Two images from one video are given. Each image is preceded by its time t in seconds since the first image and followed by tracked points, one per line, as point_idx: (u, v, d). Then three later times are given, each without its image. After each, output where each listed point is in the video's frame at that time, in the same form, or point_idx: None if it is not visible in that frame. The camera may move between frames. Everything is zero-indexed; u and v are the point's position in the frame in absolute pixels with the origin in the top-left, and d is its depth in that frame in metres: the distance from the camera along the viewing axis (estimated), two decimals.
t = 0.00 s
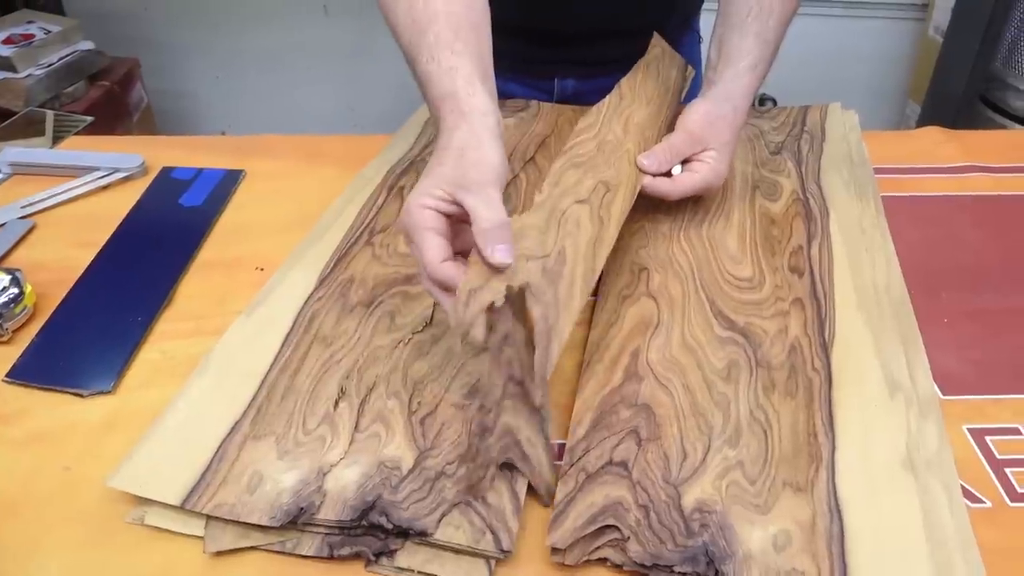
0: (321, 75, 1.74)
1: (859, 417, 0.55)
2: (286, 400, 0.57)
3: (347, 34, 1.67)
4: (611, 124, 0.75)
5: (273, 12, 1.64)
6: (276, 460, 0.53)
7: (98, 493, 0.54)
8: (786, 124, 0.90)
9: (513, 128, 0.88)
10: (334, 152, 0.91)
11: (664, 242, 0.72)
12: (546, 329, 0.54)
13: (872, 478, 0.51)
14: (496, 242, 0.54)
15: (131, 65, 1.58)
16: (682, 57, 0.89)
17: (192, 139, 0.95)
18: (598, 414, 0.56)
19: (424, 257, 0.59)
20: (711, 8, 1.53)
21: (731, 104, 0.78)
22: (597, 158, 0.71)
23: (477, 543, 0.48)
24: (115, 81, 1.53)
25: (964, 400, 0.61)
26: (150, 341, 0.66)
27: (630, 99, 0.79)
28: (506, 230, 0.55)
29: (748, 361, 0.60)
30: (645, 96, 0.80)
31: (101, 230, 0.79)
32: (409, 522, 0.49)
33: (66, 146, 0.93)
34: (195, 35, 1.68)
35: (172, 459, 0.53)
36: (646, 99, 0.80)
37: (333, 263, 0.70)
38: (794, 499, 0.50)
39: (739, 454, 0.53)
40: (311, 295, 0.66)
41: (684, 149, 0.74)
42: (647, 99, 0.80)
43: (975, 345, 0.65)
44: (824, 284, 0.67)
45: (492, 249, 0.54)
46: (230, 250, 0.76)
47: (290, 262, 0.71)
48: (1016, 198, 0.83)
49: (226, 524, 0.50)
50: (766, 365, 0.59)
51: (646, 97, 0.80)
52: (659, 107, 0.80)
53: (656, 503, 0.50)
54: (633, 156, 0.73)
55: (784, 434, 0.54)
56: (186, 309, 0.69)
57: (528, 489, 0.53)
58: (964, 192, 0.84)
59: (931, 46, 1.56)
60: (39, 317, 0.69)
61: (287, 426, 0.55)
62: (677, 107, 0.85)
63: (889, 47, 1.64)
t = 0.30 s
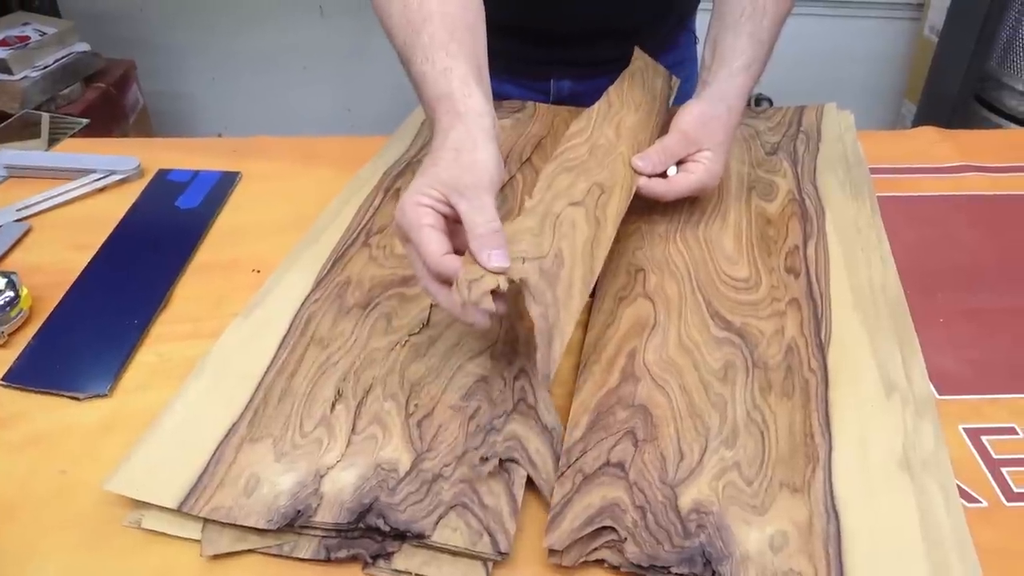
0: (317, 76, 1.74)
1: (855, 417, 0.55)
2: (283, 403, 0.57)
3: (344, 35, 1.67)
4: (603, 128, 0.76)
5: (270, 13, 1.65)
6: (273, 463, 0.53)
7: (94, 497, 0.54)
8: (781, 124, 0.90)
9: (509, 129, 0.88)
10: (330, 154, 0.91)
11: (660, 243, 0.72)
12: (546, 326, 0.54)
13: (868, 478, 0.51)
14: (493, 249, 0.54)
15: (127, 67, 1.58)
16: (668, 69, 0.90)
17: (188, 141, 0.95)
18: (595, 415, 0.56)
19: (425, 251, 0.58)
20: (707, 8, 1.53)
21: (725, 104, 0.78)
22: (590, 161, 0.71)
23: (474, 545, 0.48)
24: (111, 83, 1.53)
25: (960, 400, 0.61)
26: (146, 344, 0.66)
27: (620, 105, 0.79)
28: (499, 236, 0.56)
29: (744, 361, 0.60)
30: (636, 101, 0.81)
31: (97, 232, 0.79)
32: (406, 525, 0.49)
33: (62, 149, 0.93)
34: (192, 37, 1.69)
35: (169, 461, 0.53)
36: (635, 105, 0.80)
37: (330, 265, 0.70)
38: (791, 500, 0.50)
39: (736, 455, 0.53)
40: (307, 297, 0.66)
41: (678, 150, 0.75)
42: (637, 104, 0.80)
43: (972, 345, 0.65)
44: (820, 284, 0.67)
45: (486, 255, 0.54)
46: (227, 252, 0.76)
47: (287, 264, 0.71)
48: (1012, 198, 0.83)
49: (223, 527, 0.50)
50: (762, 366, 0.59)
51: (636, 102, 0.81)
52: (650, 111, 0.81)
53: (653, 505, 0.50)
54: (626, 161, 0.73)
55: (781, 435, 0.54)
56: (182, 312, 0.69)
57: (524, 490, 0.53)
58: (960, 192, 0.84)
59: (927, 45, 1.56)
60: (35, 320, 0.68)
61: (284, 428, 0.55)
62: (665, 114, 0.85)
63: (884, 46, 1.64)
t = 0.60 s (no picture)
0: (314, 80, 1.74)
1: (855, 417, 0.55)
2: (283, 407, 0.57)
3: (342, 39, 1.67)
4: (597, 134, 0.75)
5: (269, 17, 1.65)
6: (274, 467, 0.53)
7: (95, 502, 0.54)
8: (779, 125, 0.90)
9: (507, 132, 0.88)
10: (329, 158, 0.91)
11: (659, 244, 0.72)
12: (546, 328, 0.55)
13: (868, 478, 0.51)
14: (486, 252, 0.54)
15: (124, 71, 1.58)
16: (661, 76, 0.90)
17: (186, 146, 0.95)
18: (595, 417, 0.56)
19: (421, 253, 0.58)
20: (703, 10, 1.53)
21: (720, 105, 0.78)
22: (585, 166, 0.71)
23: (475, 548, 0.48)
24: (109, 88, 1.53)
25: (959, 400, 0.61)
26: (146, 349, 0.66)
27: (614, 110, 0.79)
28: (493, 240, 0.56)
29: (744, 362, 0.60)
30: (631, 106, 0.81)
31: (96, 237, 0.79)
32: (407, 528, 0.49)
33: (60, 154, 0.93)
34: (190, 41, 1.69)
35: (168, 467, 0.53)
36: (630, 111, 0.80)
37: (329, 268, 0.70)
38: (791, 501, 0.50)
39: (736, 456, 0.53)
40: (307, 301, 0.66)
41: (674, 152, 0.75)
42: (632, 110, 0.80)
43: (970, 345, 0.66)
44: (819, 284, 0.67)
45: (477, 257, 0.54)
46: (226, 256, 0.76)
47: (286, 269, 0.71)
48: (1009, 197, 0.83)
49: (224, 532, 0.50)
50: (762, 367, 0.60)
51: (631, 107, 0.81)
52: (645, 117, 0.81)
53: (654, 507, 0.50)
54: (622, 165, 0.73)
55: (781, 435, 0.54)
56: (182, 316, 0.69)
57: (525, 492, 0.53)
58: (957, 192, 0.84)
59: (923, 45, 1.57)
60: (34, 326, 0.68)
61: (284, 433, 0.55)
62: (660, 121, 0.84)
63: (880, 47, 1.65)
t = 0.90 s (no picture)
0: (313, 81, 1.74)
1: (856, 414, 0.55)
2: (284, 408, 0.57)
3: (339, 40, 1.67)
4: (584, 141, 0.76)
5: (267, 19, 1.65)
6: (276, 467, 0.53)
7: (97, 505, 0.54)
8: (779, 121, 0.90)
9: (505, 131, 0.88)
10: (328, 158, 0.91)
11: (659, 241, 0.72)
12: (528, 340, 0.56)
13: (870, 474, 0.51)
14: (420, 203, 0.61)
15: (122, 73, 1.58)
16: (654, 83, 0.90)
17: (185, 146, 0.95)
18: (597, 417, 0.56)
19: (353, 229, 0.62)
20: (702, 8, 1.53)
21: (710, 102, 0.79)
22: (571, 175, 0.71)
23: (478, 547, 0.48)
24: (106, 90, 1.53)
25: (960, 395, 0.61)
26: (146, 351, 0.66)
27: (603, 118, 0.80)
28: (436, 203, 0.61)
29: (745, 359, 0.60)
30: (620, 112, 0.81)
31: (96, 239, 0.79)
32: (409, 528, 0.49)
33: (59, 156, 0.93)
34: (186, 42, 1.69)
35: (169, 468, 0.53)
36: (619, 117, 0.80)
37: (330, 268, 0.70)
38: (794, 499, 0.50)
39: (738, 455, 0.53)
40: (307, 302, 0.66)
41: (666, 151, 0.75)
42: (621, 116, 0.80)
43: (971, 340, 0.66)
44: (819, 280, 0.67)
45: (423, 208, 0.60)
46: (226, 257, 0.76)
47: (287, 269, 0.71)
48: (1008, 192, 0.83)
49: (227, 533, 0.50)
50: (763, 364, 0.60)
51: (621, 113, 0.81)
52: (637, 121, 0.81)
53: (656, 506, 0.50)
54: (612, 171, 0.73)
55: (782, 433, 0.54)
56: (182, 318, 0.69)
57: (527, 491, 0.53)
58: (956, 187, 0.84)
59: (921, 42, 1.57)
60: (35, 328, 0.68)
61: (286, 433, 0.55)
62: (655, 120, 0.84)
63: (879, 43, 1.65)
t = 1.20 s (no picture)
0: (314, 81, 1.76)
1: (855, 415, 0.56)
2: (284, 410, 0.57)
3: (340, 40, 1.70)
4: (571, 172, 0.78)
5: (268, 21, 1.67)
6: (277, 470, 0.53)
7: (98, 507, 0.54)
8: (776, 122, 0.90)
9: (504, 133, 0.88)
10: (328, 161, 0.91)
11: (658, 243, 0.72)
12: (520, 404, 0.56)
13: (870, 474, 0.51)
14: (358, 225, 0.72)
15: (120, 75, 1.58)
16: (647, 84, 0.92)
17: (184, 149, 0.95)
18: (596, 418, 0.56)
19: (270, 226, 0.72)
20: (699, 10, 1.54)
21: (693, 104, 0.79)
22: (556, 215, 0.72)
23: (479, 549, 0.48)
24: (104, 92, 1.53)
25: (959, 396, 0.61)
26: (146, 353, 0.66)
27: (592, 138, 0.82)
28: (364, 220, 0.73)
29: (744, 361, 0.60)
30: (608, 130, 0.83)
31: (96, 242, 0.79)
32: (410, 530, 0.49)
33: (58, 158, 0.92)
34: (184, 43, 1.71)
35: (171, 470, 0.53)
36: (608, 133, 0.83)
37: (331, 270, 0.70)
38: (793, 500, 0.50)
39: (737, 456, 0.53)
40: (306, 304, 0.66)
41: (652, 160, 0.75)
42: (609, 130, 0.83)
43: (969, 341, 0.66)
44: (819, 282, 0.67)
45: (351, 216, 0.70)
46: (226, 260, 0.76)
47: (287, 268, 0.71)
48: (1004, 193, 0.84)
49: (228, 535, 0.50)
50: (762, 365, 0.60)
51: (609, 131, 0.83)
52: (626, 133, 0.83)
53: (656, 507, 0.50)
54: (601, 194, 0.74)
55: (781, 434, 0.54)
56: (181, 320, 0.69)
57: (528, 493, 0.53)
58: (953, 187, 0.85)
59: (918, 43, 1.57)
60: (34, 331, 0.68)
61: (286, 434, 0.55)
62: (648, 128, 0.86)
63: (876, 44, 1.65)
